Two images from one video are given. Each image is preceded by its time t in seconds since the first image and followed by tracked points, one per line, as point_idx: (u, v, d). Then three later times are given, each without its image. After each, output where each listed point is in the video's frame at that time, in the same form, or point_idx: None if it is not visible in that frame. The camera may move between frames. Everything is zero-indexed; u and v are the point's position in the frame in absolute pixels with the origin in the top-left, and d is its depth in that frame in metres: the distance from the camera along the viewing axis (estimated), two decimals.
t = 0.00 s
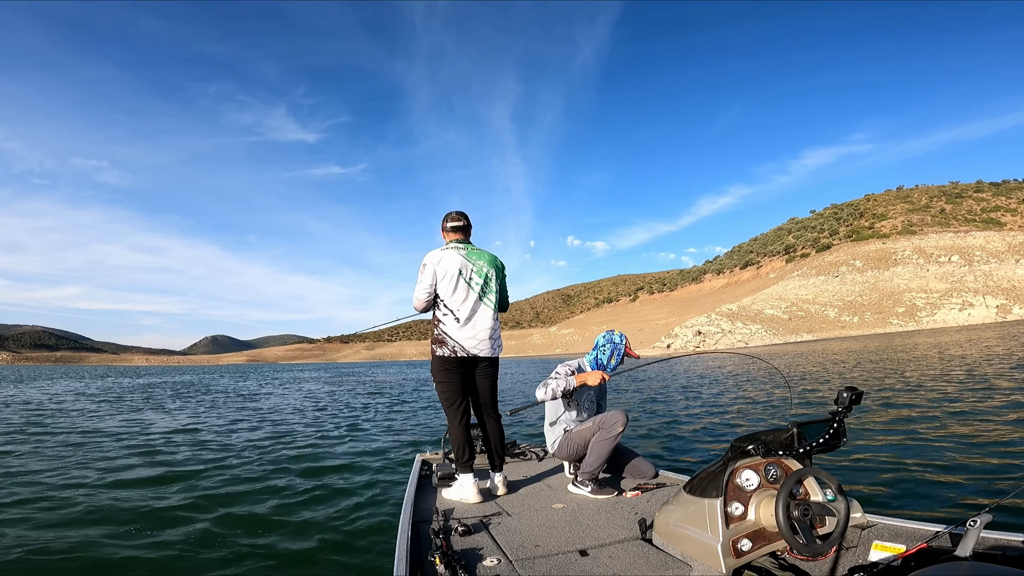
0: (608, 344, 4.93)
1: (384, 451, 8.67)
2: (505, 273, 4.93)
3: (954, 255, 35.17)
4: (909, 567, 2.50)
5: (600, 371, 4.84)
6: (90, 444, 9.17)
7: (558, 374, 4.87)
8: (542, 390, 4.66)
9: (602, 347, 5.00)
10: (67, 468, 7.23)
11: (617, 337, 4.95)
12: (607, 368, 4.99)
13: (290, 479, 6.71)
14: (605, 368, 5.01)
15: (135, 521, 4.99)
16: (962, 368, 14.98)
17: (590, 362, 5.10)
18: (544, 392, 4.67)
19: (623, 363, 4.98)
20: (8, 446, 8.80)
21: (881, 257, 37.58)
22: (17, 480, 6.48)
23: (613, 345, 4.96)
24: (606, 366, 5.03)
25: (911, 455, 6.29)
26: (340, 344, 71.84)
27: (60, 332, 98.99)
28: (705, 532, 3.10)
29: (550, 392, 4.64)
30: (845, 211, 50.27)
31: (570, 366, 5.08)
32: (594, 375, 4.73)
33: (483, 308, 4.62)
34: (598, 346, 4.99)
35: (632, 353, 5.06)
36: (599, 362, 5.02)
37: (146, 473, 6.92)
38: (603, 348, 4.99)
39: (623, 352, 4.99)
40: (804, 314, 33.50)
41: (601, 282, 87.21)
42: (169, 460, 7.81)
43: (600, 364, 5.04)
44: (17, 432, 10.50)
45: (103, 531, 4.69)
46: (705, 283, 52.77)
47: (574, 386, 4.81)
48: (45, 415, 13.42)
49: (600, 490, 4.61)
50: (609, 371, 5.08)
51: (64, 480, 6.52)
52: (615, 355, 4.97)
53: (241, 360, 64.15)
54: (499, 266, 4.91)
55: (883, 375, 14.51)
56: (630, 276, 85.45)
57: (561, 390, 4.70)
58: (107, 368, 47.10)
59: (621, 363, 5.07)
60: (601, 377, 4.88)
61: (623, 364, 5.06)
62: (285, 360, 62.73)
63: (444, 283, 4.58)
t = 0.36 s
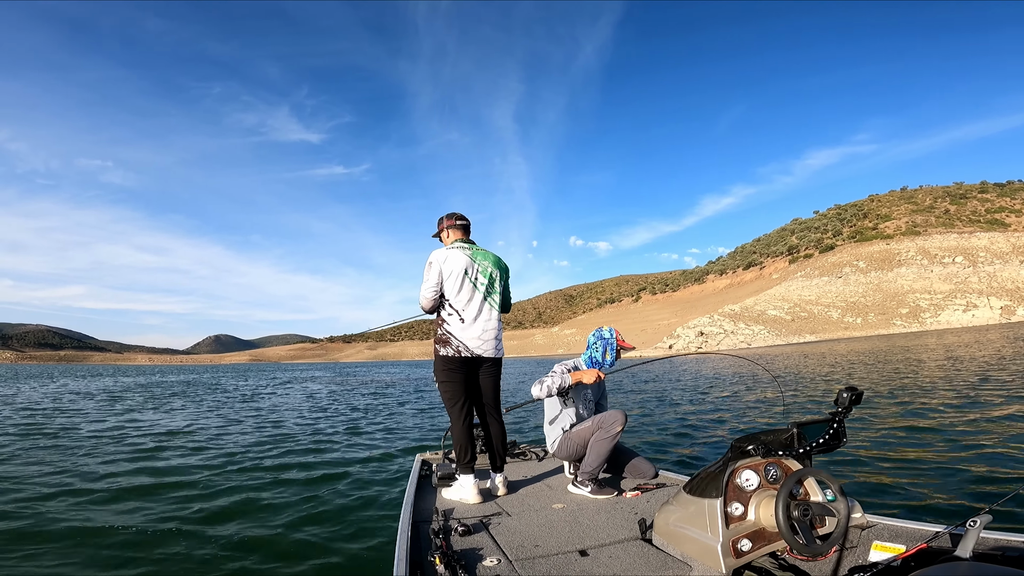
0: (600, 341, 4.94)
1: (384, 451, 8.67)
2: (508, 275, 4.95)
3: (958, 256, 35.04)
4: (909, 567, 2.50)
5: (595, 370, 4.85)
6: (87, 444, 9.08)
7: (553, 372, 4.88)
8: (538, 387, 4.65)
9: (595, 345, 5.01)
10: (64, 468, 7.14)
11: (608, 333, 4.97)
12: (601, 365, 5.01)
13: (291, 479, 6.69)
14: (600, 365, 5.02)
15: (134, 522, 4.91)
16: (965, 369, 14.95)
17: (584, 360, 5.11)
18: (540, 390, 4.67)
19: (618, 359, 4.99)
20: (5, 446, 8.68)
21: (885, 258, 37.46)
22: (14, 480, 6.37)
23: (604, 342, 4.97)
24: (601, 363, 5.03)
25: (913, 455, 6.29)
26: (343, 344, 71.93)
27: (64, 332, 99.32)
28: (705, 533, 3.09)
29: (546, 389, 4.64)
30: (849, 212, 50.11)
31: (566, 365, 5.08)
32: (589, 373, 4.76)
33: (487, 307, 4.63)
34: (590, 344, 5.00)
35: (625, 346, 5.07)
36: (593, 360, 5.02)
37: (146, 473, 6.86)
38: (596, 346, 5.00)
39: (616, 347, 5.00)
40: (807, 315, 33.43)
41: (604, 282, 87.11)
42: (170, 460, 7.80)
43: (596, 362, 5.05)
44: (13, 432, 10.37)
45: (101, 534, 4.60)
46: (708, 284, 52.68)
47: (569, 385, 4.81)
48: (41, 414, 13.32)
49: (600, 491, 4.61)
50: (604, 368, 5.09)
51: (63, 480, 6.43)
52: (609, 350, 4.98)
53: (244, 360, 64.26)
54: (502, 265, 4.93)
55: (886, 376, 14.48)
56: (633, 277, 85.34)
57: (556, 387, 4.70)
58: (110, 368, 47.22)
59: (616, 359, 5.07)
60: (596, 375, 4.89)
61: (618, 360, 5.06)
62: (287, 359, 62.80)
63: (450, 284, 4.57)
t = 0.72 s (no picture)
0: (597, 340, 4.95)
1: (384, 451, 8.69)
2: (505, 272, 5.00)
3: (961, 260, 34.95)
4: (909, 568, 2.50)
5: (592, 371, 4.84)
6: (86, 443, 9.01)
7: (550, 373, 4.89)
8: (535, 389, 4.62)
9: (592, 345, 5.02)
10: (63, 467, 7.06)
11: (605, 333, 4.98)
12: (598, 365, 5.02)
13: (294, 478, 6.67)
14: (598, 365, 5.03)
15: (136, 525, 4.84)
16: (967, 374, 14.92)
17: (582, 361, 5.11)
18: (537, 391, 4.65)
19: (614, 359, 4.99)
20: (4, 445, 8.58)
21: (888, 262, 37.38)
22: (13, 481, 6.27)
23: (602, 341, 4.98)
24: (598, 362, 5.04)
25: (912, 456, 6.30)
26: (344, 343, 71.94)
27: (66, 330, 99.53)
28: (705, 533, 3.10)
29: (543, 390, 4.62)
30: (852, 216, 50.02)
31: (563, 366, 5.09)
32: (585, 372, 4.78)
33: (489, 305, 4.66)
34: (587, 344, 5.01)
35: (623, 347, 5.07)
36: (590, 360, 5.03)
37: (147, 473, 6.80)
38: (593, 346, 5.01)
39: (613, 346, 5.00)
40: (808, 318, 33.38)
41: (605, 284, 87.02)
42: (168, 459, 7.78)
43: (592, 362, 5.06)
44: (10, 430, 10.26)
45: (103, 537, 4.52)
46: (710, 287, 52.62)
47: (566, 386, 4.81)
48: (38, 412, 13.22)
49: (600, 491, 4.61)
50: (601, 368, 5.10)
51: (64, 480, 6.36)
52: (606, 350, 4.99)
53: (246, 359, 64.32)
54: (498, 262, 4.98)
55: (888, 380, 14.47)
56: (635, 280, 85.20)
57: (553, 388, 4.68)
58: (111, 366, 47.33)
59: (612, 359, 5.08)
60: (593, 374, 4.91)
61: (615, 360, 5.07)
62: (288, 359, 62.86)
63: (452, 283, 4.54)
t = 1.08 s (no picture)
0: (596, 342, 4.96)
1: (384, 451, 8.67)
2: (505, 272, 5.03)
3: (965, 267, 34.86)
4: (909, 568, 2.50)
5: (588, 373, 4.84)
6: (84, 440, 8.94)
7: (546, 378, 4.92)
8: (530, 395, 4.63)
9: (591, 346, 5.03)
10: (60, 465, 6.98)
11: (604, 334, 4.98)
12: (596, 366, 5.03)
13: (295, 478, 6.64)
14: (595, 367, 5.05)
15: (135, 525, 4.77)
16: (969, 380, 14.91)
17: (579, 363, 5.13)
18: (533, 398, 4.64)
19: (612, 360, 4.99)
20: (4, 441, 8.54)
21: (891, 269, 37.30)
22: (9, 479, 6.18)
23: (600, 343, 4.98)
24: (595, 364, 5.05)
25: (913, 458, 6.30)
26: (346, 344, 72.01)
27: (69, 327, 99.74)
28: (705, 533, 3.10)
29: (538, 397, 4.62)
30: (856, 221, 49.91)
31: (561, 369, 5.11)
32: (581, 377, 4.75)
33: (489, 305, 4.69)
34: (586, 345, 5.02)
35: (621, 349, 5.07)
36: (587, 361, 5.05)
37: (147, 472, 6.74)
38: (591, 347, 5.02)
39: (611, 349, 5.00)
40: (810, 324, 33.33)
41: (607, 288, 86.93)
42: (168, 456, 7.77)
43: (590, 364, 5.07)
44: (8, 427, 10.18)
45: (102, 537, 4.45)
46: (712, 291, 52.55)
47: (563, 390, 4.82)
48: (36, 408, 13.15)
49: (600, 491, 4.62)
50: (599, 370, 5.12)
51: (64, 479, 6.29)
52: (604, 353, 4.99)
53: (247, 358, 64.42)
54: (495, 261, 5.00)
55: (889, 386, 14.46)
56: (637, 283, 85.13)
57: (549, 394, 4.69)
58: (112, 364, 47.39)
59: (610, 361, 5.09)
60: (589, 376, 4.91)
61: (613, 362, 5.08)
62: (290, 358, 62.89)
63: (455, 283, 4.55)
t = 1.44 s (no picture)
0: (594, 343, 4.94)
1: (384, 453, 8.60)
2: (507, 273, 4.94)
3: (965, 265, 34.84)
4: (909, 568, 2.49)
5: (585, 371, 4.87)
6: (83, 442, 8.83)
7: (544, 378, 4.91)
8: (531, 395, 4.62)
9: (588, 347, 5.02)
10: (57, 469, 6.86)
11: (603, 336, 4.95)
12: (593, 367, 5.02)
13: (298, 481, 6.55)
14: (592, 367, 5.04)
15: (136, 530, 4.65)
16: (970, 378, 14.90)
17: (577, 362, 5.12)
18: (533, 398, 4.63)
19: (609, 362, 4.99)
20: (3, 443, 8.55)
21: (891, 267, 37.27)
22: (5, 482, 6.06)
23: (598, 344, 4.97)
24: (593, 364, 5.05)
25: (913, 457, 6.30)
26: (347, 344, 72.05)
27: (70, 328, 99.75)
28: (705, 533, 3.10)
29: (538, 397, 4.61)
30: (856, 220, 49.89)
31: (558, 368, 5.11)
32: (579, 373, 4.80)
33: (475, 304, 4.60)
34: (583, 345, 5.01)
35: (619, 351, 5.06)
36: (585, 361, 5.05)
37: (146, 475, 6.62)
38: (589, 348, 5.01)
39: (609, 350, 4.99)
40: (811, 322, 33.32)
41: (607, 287, 86.94)
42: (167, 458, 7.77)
43: (588, 364, 5.07)
44: (4, 429, 10.03)
45: (104, 543, 4.34)
46: (712, 290, 52.53)
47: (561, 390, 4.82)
48: (32, 411, 13.01)
49: (600, 491, 4.61)
50: (596, 370, 5.12)
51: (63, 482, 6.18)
52: (602, 354, 4.98)
53: (247, 358, 64.46)
54: (499, 264, 4.90)
55: (890, 385, 14.46)
56: (637, 283, 85.15)
57: (549, 394, 4.69)
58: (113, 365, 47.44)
59: (608, 362, 5.09)
60: (587, 376, 4.92)
61: (610, 363, 5.07)
62: (290, 358, 62.91)
63: (439, 279, 4.65)
